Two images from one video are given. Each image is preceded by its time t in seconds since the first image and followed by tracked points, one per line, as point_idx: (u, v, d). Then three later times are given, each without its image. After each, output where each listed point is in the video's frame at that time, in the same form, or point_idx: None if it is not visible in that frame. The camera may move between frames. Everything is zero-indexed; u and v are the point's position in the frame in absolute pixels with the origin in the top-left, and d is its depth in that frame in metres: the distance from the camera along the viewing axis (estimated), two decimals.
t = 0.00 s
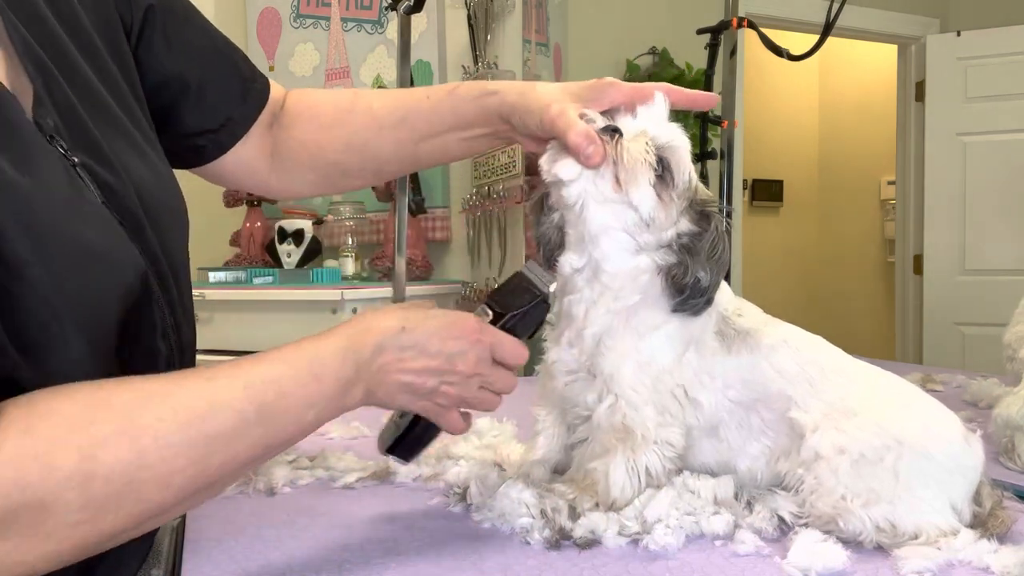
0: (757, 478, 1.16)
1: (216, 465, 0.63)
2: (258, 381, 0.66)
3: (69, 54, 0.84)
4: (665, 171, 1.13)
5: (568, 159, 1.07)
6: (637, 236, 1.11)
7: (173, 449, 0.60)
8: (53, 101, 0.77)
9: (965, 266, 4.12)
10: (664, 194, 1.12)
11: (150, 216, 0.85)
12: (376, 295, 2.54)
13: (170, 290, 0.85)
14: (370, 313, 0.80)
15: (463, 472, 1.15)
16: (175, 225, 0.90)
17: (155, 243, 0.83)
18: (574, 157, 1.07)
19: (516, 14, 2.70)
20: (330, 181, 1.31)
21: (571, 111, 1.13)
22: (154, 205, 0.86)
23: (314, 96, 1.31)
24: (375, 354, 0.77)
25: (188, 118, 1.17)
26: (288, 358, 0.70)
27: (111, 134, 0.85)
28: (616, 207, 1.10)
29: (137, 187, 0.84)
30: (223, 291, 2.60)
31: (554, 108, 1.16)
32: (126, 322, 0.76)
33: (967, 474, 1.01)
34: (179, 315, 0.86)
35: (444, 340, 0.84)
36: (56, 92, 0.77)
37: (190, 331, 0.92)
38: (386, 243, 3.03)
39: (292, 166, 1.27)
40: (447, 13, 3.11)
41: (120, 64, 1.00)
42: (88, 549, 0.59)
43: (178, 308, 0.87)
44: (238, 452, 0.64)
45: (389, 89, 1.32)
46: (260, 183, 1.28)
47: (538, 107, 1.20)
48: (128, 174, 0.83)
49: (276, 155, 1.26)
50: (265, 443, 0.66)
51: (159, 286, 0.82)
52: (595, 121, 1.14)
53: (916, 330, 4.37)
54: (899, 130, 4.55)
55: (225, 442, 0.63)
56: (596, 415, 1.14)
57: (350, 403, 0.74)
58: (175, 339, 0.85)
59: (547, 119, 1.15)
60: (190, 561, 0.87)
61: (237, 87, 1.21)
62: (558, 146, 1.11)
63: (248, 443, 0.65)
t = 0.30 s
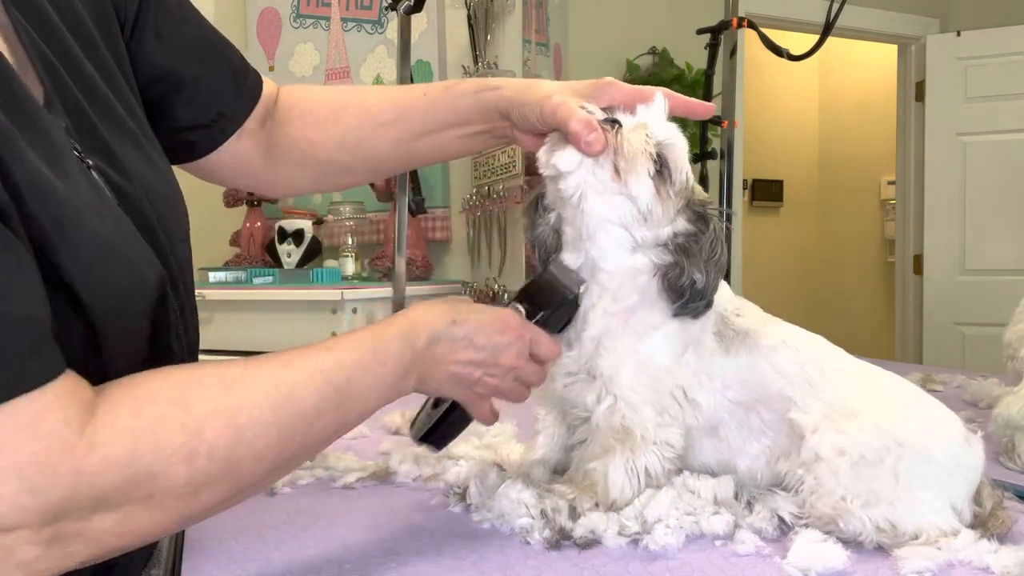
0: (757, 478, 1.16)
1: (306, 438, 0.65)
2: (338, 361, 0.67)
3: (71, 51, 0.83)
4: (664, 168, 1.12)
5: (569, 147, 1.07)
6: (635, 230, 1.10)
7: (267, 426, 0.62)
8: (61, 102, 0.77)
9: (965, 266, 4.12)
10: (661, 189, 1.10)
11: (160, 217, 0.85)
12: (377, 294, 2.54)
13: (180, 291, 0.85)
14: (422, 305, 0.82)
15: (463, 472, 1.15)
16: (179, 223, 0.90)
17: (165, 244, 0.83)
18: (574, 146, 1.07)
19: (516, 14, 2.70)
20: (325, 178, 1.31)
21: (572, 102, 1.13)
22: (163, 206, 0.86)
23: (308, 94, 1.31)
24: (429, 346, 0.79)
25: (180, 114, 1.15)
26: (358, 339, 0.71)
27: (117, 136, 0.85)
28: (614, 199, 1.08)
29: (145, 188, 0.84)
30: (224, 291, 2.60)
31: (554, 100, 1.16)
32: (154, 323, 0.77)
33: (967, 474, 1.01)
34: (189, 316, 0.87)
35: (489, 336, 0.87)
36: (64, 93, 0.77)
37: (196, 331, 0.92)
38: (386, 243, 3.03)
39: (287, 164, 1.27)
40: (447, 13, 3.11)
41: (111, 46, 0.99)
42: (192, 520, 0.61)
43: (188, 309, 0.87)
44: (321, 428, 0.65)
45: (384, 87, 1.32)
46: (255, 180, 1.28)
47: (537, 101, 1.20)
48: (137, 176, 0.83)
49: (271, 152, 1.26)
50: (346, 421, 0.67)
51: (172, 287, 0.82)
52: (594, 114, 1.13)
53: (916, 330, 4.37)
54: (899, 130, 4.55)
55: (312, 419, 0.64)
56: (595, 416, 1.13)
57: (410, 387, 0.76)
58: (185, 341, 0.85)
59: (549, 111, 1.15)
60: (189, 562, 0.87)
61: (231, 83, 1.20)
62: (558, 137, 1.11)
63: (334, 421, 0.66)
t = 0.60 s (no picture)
0: (757, 478, 1.16)
1: (330, 429, 0.66)
2: (359, 352, 0.69)
3: (78, 48, 0.83)
4: (652, 170, 1.11)
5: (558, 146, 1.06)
6: (624, 232, 1.10)
7: (294, 418, 0.63)
8: (72, 102, 0.77)
9: (965, 266, 4.12)
10: (650, 189, 1.10)
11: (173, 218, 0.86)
12: (377, 294, 2.54)
13: (190, 294, 0.85)
14: (435, 283, 0.87)
15: (463, 472, 1.15)
16: (189, 221, 0.90)
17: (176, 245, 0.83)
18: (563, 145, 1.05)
19: (516, 14, 2.70)
20: (317, 180, 1.32)
21: (559, 104, 1.12)
22: (176, 207, 0.86)
23: (302, 96, 1.32)
24: (446, 323, 0.83)
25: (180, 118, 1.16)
26: (372, 328, 0.72)
27: (127, 136, 0.85)
28: (603, 200, 1.07)
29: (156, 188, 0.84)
30: (224, 292, 2.60)
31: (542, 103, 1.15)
32: (170, 325, 0.77)
33: (967, 474, 1.01)
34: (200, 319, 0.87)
35: (501, 300, 0.92)
36: (75, 93, 0.77)
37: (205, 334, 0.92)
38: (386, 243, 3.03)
39: (279, 167, 1.29)
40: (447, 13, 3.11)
41: (111, 38, 0.99)
42: (223, 513, 0.62)
43: (198, 312, 0.87)
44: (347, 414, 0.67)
45: (379, 90, 1.32)
46: (248, 181, 1.30)
47: (526, 102, 1.19)
48: (148, 176, 0.83)
49: (264, 156, 1.28)
50: (368, 408, 0.69)
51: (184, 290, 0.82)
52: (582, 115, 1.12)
53: (916, 330, 4.37)
54: (899, 130, 4.55)
55: (336, 410, 0.66)
56: (595, 417, 1.14)
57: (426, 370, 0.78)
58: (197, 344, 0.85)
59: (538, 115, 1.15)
60: (190, 563, 0.86)
61: (228, 83, 1.20)
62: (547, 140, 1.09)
63: (357, 408, 0.68)
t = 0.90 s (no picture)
0: (759, 479, 1.17)
1: (328, 427, 0.66)
2: (357, 347, 0.68)
3: (86, 49, 0.83)
4: (654, 169, 1.11)
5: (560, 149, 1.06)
6: (629, 235, 1.10)
7: (285, 425, 0.62)
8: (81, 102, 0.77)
9: (965, 266, 4.12)
10: (654, 191, 1.10)
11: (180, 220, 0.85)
12: (377, 294, 2.54)
13: (194, 296, 0.85)
14: (440, 263, 0.85)
15: (463, 472, 1.15)
16: (196, 222, 0.90)
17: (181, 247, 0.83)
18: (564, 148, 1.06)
19: (516, 14, 2.71)
20: (306, 187, 1.33)
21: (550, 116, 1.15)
22: (184, 208, 0.86)
23: (299, 106, 1.33)
24: (454, 309, 0.81)
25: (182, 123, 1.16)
26: (372, 317, 0.72)
27: (136, 138, 0.85)
28: (605, 203, 1.08)
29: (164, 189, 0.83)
30: (224, 292, 2.60)
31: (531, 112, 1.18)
32: (172, 327, 0.76)
33: (969, 475, 1.01)
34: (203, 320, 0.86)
35: (509, 279, 0.89)
36: (84, 94, 0.77)
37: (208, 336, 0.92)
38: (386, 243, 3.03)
39: (271, 175, 1.29)
40: (447, 13, 3.10)
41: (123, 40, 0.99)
42: (211, 520, 0.62)
43: (202, 313, 0.87)
44: (341, 416, 0.67)
45: (377, 104, 1.33)
46: (238, 186, 1.29)
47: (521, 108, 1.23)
48: (156, 178, 0.83)
49: (257, 164, 1.27)
50: (365, 404, 0.69)
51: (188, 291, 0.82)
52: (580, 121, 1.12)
53: (916, 330, 4.37)
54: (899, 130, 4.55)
55: (333, 409, 0.66)
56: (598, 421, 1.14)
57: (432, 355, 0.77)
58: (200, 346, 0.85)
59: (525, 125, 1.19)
60: (191, 563, 0.87)
61: (226, 86, 1.19)
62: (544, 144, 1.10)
63: (355, 406, 0.68)
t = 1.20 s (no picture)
0: (757, 478, 1.17)
1: (292, 457, 0.65)
2: (327, 375, 0.67)
3: (97, 50, 0.83)
4: (635, 176, 1.14)
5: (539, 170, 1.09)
6: (610, 244, 1.11)
7: (249, 450, 0.62)
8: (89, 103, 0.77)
9: (965, 266, 4.12)
10: (633, 198, 1.12)
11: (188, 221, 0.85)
12: (376, 295, 2.54)
13: (199, 298, 0.85)
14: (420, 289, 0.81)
15: (463, 472, 1.15)
16: (205, 224, 0.89)
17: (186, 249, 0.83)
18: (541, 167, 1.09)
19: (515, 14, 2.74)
20: (314, 203, 1.33)
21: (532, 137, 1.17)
22: (193, 210, 0.86)
23: (318, 124, 1.32)
24: (433, 339, 0.78)
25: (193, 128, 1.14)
26: (341, 343, 0.71)
27: (146, 139, 0.84)
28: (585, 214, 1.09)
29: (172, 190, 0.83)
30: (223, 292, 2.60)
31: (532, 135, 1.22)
32: (172, 330, 0.76)
33: (967, 474, 1.01)
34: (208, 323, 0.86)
35: (489, 311, 0.85)
36: (93, 95, 0.77)
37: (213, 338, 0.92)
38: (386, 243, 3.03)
39: (285, 189, 1.29)
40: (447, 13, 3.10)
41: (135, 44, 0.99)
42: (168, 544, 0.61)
43: (206, 316, 0.87)
44: (307, 443, 0.66)
45: (398, 133, 1.36)
46: (246, 195, 1.27)
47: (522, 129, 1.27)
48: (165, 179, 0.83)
49: (273, 178, 1.27)
50: (330, 435, 0.68)
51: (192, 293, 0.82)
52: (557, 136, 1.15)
53: (916, 330, 4.37)
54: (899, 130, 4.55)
55: (300, 436, 0.65)
56: (597, 421, 1.15)
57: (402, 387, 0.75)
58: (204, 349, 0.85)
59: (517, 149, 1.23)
60: (191, 563, 0.86)
61: (239, 95, 1.18)
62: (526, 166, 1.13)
63: (323, 434, 0.67)
